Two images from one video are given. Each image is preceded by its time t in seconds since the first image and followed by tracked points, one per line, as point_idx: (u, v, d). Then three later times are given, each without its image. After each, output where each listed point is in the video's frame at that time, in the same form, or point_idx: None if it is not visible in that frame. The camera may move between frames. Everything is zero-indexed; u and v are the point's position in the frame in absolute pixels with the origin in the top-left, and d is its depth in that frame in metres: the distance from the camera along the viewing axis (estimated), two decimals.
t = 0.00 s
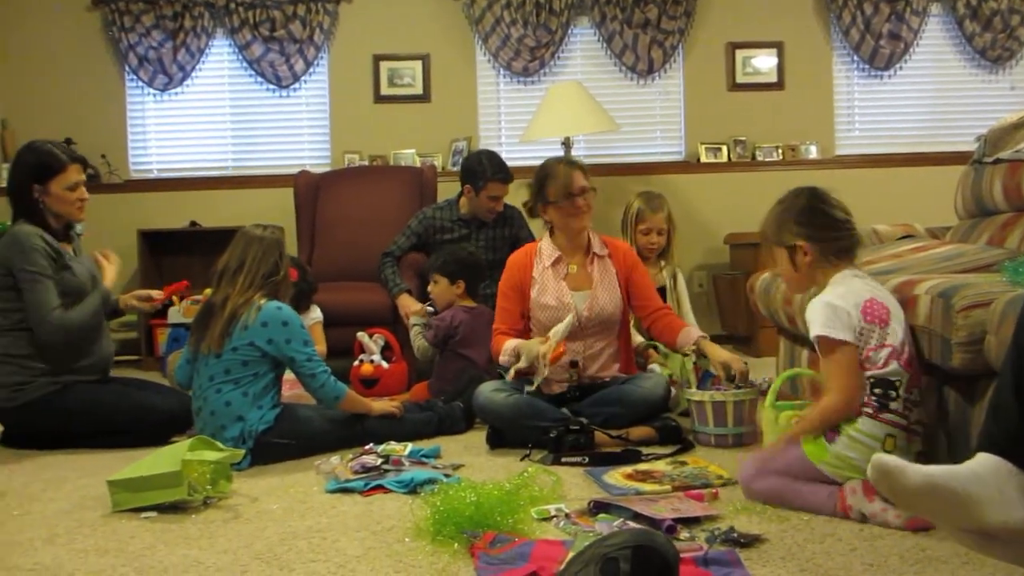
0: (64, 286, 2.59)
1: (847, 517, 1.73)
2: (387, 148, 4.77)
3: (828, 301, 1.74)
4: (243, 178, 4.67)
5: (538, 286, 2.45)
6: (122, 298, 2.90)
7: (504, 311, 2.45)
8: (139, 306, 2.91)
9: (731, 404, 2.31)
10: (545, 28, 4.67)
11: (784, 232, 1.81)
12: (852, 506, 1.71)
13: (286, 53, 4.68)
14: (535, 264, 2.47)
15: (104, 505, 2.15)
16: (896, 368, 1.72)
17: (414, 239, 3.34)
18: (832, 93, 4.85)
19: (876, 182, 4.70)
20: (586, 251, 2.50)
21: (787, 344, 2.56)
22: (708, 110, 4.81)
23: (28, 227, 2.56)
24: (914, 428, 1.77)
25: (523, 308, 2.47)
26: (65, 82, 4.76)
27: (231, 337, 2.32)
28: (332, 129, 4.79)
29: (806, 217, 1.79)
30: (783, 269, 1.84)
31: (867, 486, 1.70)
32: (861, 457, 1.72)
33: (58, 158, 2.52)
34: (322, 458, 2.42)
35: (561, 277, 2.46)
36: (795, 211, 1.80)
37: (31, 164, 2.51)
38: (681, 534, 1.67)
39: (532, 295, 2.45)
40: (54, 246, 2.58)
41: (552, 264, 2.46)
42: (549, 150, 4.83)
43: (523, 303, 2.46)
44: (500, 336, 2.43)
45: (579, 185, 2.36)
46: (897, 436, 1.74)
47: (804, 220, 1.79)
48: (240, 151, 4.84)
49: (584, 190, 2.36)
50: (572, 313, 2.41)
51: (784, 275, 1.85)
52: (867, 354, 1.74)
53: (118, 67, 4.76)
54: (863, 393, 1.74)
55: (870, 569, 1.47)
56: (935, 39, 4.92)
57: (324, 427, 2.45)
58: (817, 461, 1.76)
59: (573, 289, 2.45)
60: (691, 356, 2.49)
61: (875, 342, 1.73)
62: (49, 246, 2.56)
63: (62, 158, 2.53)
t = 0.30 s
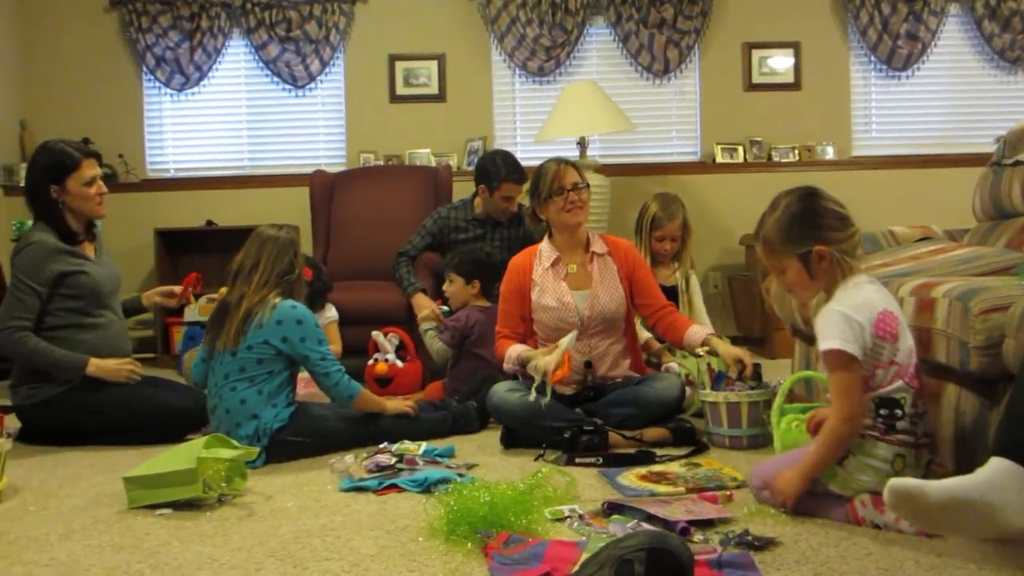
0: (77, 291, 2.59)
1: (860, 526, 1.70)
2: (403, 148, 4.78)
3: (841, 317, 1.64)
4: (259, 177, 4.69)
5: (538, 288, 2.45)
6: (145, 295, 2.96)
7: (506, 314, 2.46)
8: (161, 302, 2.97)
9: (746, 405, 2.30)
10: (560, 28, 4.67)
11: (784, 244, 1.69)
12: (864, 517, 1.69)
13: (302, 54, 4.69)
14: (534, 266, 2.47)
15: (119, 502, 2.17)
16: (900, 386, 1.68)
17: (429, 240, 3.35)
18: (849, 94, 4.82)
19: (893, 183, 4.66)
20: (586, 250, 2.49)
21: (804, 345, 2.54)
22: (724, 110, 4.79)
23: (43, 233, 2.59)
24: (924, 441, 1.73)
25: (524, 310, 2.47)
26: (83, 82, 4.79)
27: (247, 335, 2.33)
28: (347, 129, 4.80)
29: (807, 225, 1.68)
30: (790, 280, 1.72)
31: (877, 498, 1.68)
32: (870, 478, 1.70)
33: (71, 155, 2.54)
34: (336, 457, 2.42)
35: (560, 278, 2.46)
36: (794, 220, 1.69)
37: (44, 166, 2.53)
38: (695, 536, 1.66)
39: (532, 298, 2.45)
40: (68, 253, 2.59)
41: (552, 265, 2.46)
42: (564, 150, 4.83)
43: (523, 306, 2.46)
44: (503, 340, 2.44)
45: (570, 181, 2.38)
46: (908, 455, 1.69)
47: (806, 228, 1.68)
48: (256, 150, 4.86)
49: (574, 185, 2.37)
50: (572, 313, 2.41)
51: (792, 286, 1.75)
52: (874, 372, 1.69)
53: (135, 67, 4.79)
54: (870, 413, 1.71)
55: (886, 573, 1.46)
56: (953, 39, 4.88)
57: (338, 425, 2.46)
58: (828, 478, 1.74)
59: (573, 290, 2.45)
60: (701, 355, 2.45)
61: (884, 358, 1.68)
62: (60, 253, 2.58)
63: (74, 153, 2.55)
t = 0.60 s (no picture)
0: (105, 286, 2.62)
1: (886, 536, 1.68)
2: (428, 146, 4.79)
3: (893, 331, 1.56)
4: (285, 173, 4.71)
5: (571, 284, 2.44)
6: (178, 285, 2.99)
7: (537, 310, 2.47)
8: (194, 292, 3.01)
9: (771, 411, 2.29)
10: (587, 27, 4.65)
11: (826, 249, 1.63)
12: (890, 528, 1.67)
13: (329, 52, 4.71)
14: (568, 263, 2.46)
15: (143, 494, 2.19)
16: (943, 403, 1.64)
17: (454, 238, 3.35)
18: (877, 96, 4.77)
19: (922, 187, 4.61)
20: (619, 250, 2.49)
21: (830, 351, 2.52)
22: (751, 111, 4.75)
23: (64, 232, 2.61)
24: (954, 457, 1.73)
25: (556, 307, 2.47)
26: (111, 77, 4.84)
27: (272, 331, 2.34)
28: (373, 126, 4.81)
29: (850, 230, 1.62)
30: (832, 287, 1.66)
31: (904, 510, 1.67)
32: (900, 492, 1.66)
33: (81, 149, 2.57)
34: (358, 453, 2.43)
35: (594, 275, 2.44)
36: (835, 225, 1.63)
37: (59, 163, 2.56)
38: (718, 543, 1.65)
39: (564, 294, 2.44)
40: (91, 249, 2.61)
41: (585, 263, 2.45)
42: (590, 150, 4.81)
43: (555, 303, 2.46)
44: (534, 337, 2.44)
45: (597, 184, 2.38)
46: (940, 472, 1.69)
47: (847, 233, 1.62)
48: (283, 146, 4.89)
49: (606, 186, 2.38)
50: (606, 310, 2.40)
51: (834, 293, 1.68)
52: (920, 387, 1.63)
53: (163, 63, 4.83)
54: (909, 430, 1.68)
55: None
56: (984, 41, 4.82)
57: (361, 422, 2.47)
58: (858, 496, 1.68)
59: (607, 286, 2.43)
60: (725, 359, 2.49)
61: (930, 373, 1.63)
62: (84, 250, 2.60)
63: (83, 148, 2.58)
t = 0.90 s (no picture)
0: (154, 282, 2.67)
1: (938, 545, 1.61)
2: (470, 145, 4.80)
3: (932, 333, 1.53)
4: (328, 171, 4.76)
5: (621, 279, 2.43)
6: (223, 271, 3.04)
7: (589, 304, 2.47)
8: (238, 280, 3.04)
9: (817, 416, 2.26)
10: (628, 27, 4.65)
11: (885, 250, 1.59)
12: (941, 536, 1.61)
13: (371, 50, 4.75)
14: (620, 259, 2.46)
15: (190, 486, 2.23)
16: (1000, 408, 1.55)
17: (496, 237, 3.36)
18: (925, 96, 4.69)
19: (972, 188, 4.51)
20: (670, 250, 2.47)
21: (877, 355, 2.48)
22: (795, 111, 4.70)
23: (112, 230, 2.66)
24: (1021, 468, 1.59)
25: (607, 302, 2.47)
26: (157, 75, 4.92)
27: (315, 327, 2.37)
28: (415, 125, 4.84)
29: (909, 232, 1.58)
30: (889, 289, 1.62)
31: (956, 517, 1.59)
32: (956, 499, 1.58)
33: (124, 146, 2.62)
34: (401, 450, 2.45)
35: (644, 273, 2.43)
36: (896, 227, 1.59)
37: (104, 162, 2.61)
38: (761, 548, 1.61)
39: (615, 288, 2.44)
40: (138, 245, 2.66)
41: (637, 260, 2.44)
42: (632, 150, 4.79)
43: (605, 297, 2.46)
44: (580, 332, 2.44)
45: (639, 186, 2.36)
46: (1000, 481, 1.57)
47: (907, 234, 1.58)
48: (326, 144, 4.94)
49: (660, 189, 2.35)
50: (654, 309, 2.39)
51: (890, 295, 1.64)
52: (967, 391, 1.56)
53: (209, 61, 4.90)
54: (962, 433, 1.59)
55: None
56: None
57: (405, 419, 2.49)
58: (911, 498, 1.63)
59: (655, 285, 2.43)
60: (768, 361, 2.49)
61: (978, 378, 1.55)
62: (132, 247, 2.65)
63: (127, 145, 2.62)
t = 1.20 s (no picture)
0: (206, 279, 2.73)
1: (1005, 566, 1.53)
2: (518, 148, 4.81)
3: (974, 332, 1.45)
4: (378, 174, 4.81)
5: (667, 284, 2.41)
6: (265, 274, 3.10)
7: (633, 308, 2.44)
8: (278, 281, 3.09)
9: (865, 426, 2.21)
10: (680, 29, 4.61)
11: (931, 254, 1.51)
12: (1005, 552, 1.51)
13: (423, 54, 4.79)
14: (666, 263, 2.43)
15: (237, 482, 2.26)
16: None
17: (543, 241, 3.35)
18: (987, 99, 4.55)
19: None
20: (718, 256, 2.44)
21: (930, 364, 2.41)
22: (849, 115, 4.61)
23: (169, 226, 2.70)
24: None
25: (652, 305, 2.44)
26: (216, 80, 5.03)
27: (361, 327, 2.39)
28: (464, 128, 4.87)
29: (956, 235, 1.50)
30: (935, 294, 1.54)
31: None
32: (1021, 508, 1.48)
33: (200, 147, 2.68)
34: (443, 452, 2.46)
35: (690, 277, 2.41)
36: (942, 230, 1.51)
37: (175, 160, 2.65)
38: (805, 558, 1.58)
39: (660, 292, 2.41)
40: (192, 243, 2.71)
41: (684, 264, 2.41)
42: (681, 154, 4.75)
43: (651, 301, 2.44)
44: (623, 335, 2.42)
45: (686, 189, 2.36)
46: None
47: (952, 236, 1.50)
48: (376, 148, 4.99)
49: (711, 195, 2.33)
50: (699, 313, 2.36)
51: (937, 301, 1.56)
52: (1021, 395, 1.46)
53: (264, 65, 4.99)
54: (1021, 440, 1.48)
55: None
56: None
57: (448, 420, 2.50)
58: (973, 510, 1.52)
59: (701, 289, 2.40)
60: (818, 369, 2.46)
61: None
62: (188, 244, 2.70)
63: (200, 145, 2.69)
